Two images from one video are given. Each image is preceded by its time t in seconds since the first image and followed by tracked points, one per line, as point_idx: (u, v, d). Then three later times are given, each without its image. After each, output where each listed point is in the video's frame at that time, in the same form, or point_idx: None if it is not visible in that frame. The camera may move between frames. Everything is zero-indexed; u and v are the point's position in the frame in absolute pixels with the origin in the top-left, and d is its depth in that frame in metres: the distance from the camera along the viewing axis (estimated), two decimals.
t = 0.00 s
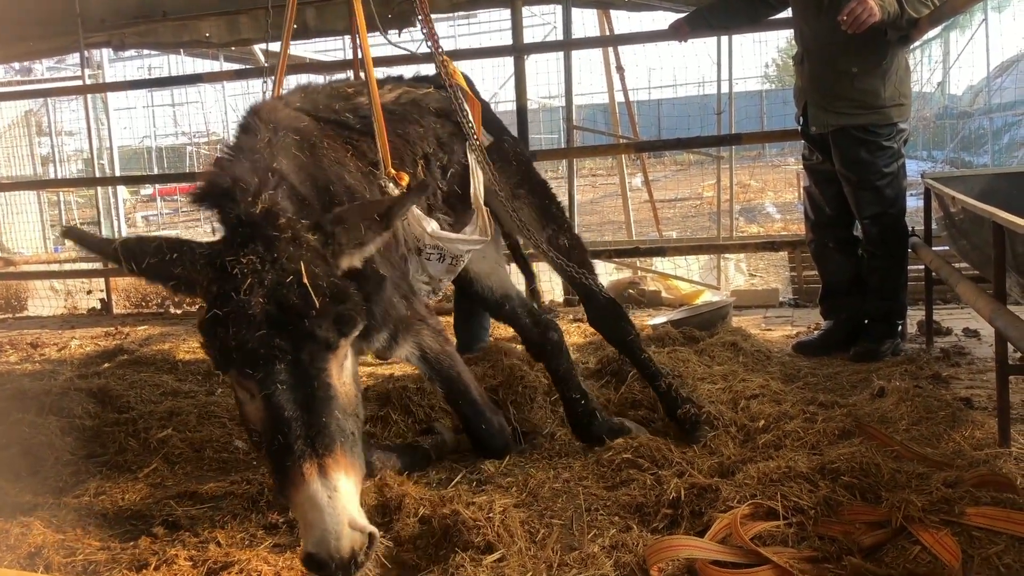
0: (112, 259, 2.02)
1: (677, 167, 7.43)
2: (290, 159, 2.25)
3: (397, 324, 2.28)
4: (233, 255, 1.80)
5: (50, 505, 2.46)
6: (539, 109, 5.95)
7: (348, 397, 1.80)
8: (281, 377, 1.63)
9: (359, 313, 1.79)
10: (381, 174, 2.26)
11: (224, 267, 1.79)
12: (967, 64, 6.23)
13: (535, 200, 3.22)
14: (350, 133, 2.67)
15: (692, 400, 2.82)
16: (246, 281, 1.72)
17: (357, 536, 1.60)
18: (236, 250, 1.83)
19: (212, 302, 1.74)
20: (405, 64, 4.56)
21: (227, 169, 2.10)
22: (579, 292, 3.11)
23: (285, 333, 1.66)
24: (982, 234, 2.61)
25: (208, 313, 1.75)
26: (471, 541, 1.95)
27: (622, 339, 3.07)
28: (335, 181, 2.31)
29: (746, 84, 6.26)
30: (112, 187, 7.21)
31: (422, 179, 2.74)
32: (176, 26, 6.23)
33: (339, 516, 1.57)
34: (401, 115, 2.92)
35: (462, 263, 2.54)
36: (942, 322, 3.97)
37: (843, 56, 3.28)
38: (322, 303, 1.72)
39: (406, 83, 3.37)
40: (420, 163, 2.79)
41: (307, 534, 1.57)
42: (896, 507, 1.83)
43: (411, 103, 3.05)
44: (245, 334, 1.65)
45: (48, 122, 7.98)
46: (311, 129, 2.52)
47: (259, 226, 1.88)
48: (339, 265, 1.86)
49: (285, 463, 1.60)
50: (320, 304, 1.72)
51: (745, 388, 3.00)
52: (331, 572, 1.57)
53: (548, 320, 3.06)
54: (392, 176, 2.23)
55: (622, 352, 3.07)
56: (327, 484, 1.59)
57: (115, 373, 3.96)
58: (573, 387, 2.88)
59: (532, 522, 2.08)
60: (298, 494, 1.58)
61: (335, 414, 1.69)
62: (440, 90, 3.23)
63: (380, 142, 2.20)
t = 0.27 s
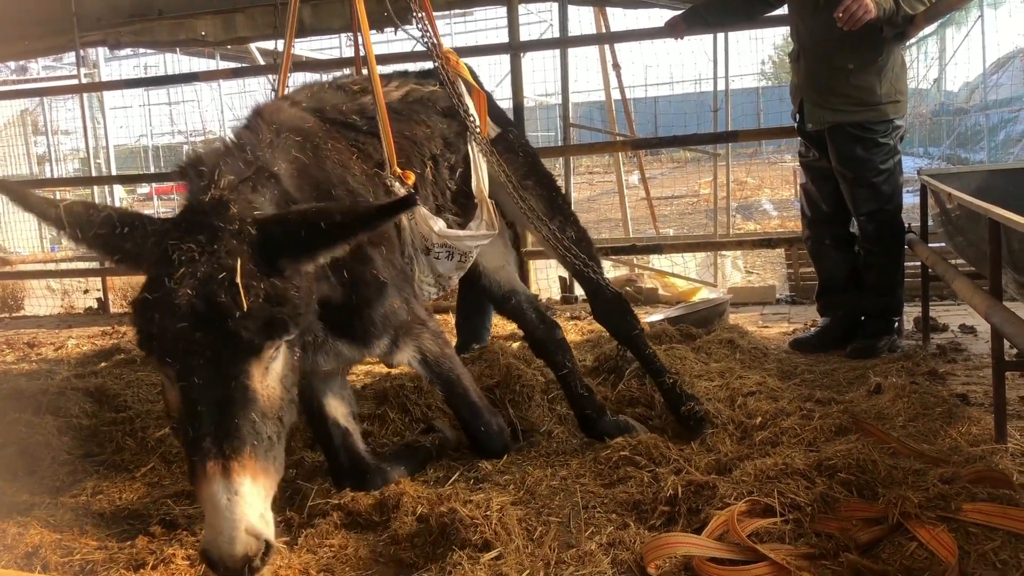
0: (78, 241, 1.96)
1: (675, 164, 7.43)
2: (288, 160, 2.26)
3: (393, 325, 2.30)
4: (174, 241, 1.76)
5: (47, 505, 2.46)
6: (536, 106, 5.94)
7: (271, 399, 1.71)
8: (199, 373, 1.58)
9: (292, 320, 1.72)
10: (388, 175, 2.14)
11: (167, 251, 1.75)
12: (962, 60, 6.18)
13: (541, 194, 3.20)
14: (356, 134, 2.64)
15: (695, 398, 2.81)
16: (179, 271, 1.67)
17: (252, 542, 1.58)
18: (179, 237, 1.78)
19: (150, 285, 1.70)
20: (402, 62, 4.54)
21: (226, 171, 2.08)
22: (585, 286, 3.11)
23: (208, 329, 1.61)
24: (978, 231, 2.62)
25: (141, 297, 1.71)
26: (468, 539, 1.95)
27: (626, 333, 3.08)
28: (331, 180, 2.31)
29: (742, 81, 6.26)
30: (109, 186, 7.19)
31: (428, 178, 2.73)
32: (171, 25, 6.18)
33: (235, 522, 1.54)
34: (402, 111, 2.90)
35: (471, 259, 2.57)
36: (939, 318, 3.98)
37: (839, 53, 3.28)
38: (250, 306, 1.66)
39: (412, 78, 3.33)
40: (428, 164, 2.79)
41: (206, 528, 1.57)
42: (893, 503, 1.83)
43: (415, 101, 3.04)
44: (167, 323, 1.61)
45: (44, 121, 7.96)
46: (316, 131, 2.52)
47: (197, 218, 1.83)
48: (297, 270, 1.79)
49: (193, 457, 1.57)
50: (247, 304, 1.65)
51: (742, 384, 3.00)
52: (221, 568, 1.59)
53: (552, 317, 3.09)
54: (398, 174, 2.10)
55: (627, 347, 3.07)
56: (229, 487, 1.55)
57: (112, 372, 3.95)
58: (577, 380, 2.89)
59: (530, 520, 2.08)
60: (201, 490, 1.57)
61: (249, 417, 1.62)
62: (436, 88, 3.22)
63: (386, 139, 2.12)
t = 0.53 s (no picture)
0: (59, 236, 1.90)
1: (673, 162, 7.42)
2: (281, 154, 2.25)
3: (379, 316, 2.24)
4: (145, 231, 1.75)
5: (43, 504, 2.45)
6: (535, 103, 5.92)
7: (243, 396, 1.64)
8: (166, 364, 1.54)
9: (264, 311, 1.67)
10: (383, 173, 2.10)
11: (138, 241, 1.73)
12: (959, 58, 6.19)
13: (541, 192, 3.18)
14: (353, 129, 2.62)
15: (701, 398, 2.78)
16: (148, 260, 1.66)
17: (220, 544, 1.48)
18: (149, 228, 1.77)
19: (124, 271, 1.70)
20: (399, 59, 4.52)
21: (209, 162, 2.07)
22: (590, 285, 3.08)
23: (174, 320, 1.57)
24: (976, 228, 2.61)
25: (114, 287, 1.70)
26: (465, 538, 1.94)
27: (634, 333, 3.03)
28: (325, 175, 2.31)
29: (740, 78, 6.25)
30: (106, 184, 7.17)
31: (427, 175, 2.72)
32: (167, 23, 6.12)
33: (202, 520, 1.45)
34: (402, 107, 2.87)
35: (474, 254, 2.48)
36: (936, 315, 3.98)
37: (836, 49, 3.27)
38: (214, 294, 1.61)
39: (414, 74, 3.30)
40: (427, 161, 2.77)
41: (173, 531, 1.48)
42: (891, 501, 1.83)
43: (419, 97, 3.01)
44: (134, 313, 1.59)
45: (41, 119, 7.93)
46: (320, 125, 2.51)
47: (170, 206, 1.82)
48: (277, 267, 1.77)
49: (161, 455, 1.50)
50: (214, 293, 1.61)
51: (740, 382, 3.00)
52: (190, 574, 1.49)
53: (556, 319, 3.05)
54: (395, 172, 2.06)
55: (634, 347, 3.03)
56: (195, 483, 1.47)
57: (109, 370, 3.94)
58: (581, 386, 2.83)
59: (527, 518, 2.08)
60: (168, 489, 1.49)
61: (220, 411, 1.55)
62: (433, 84, 3.20)
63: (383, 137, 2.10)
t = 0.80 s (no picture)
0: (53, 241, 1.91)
1: (674, 159, 7.41)
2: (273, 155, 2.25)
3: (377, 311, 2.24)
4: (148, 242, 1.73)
5: (46, 502, 2.45)
6: (536, 102, 5.90)
7: (254, 402, 1.65)
8: (174, 370, 1.54)
9: (271, 315, 1.67)
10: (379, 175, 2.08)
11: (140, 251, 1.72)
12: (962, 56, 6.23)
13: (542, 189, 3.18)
14: (348, 128, 2.61)
15: (704, 394, 2.78)
16: (153, 269, 1.65)
17: (237, 547, 1.50)
18: (154, 239, 1.76)
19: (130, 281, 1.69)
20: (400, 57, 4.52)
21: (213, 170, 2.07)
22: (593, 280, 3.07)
23: (183, 325, 1.57)
24: (979, 226, 2.61)
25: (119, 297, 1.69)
26: (468, 535, 1.95)
27: (636, 327, 3.04)
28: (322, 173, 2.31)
29: (742, 76, 6.23)
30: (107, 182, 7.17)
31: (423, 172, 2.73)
32: (168, 22, 6.17)
33: (218, 525, 1.47)
34: (400, 105, 2.87)
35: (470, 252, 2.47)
36: (939, 313, 3.98)
37: (838, 47, 3.27)
38: (223, 297, 1.61)
39: (415, 72, 3.29)
40: (423, 159, 2.77)
41: (189, 536, 1.49)
42: (894, 499, 1.83)
43: (415, 95, 3.00)
44: (141, 321, 1.58)
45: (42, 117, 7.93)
46: (315, 125, 2.51)
47: (174, 215, 1.81)
48: (276, 267, 1.77)
49: (173, 461, 1.51)
50: (221, 297, 1.61)
51: (743, 380, 3.00)
52: None
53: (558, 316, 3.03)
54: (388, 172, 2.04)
55: (636, 341, 3.05)
56: (209, 489, 1.48)
57: (111, 368, 3.94)
58: (582, 384, 2.83)
59: (530, 516, 2.08)
60: (183, 495, 1.50)
61: (231, 416, 1.56)
62: (434, 82, 3.19)
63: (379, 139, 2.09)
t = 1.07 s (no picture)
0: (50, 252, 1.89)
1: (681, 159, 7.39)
2: (276, 162, 2.27)
3: (369, 317, 2.24)
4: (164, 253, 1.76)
5: (54, 501, 2.47)
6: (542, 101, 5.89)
7: (266, 410, 1.68)
8: (190, 376, 1.55)
9: (285, 323, 1.71)
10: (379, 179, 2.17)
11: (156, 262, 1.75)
12: (969, 54, 6.20)
13: (544, 189, 3.19)
14: (346, 134, 2.62)
15: (709, 394, 2.78)
16: (170, 278, 1.67)
17: (252, 553, 1.47)
18: (169, 249, 1.78)
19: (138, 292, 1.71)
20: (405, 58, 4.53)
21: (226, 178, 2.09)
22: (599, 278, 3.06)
23: (199, 332, 1.60)
24: (986, 226, 2.60)
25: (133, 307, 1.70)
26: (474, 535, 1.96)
27: (642, 325, 3.04)
28: (319, 180, 2.33)
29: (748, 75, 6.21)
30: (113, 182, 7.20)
31: (417, 178, 2.73)
32: (174, 21, 6.06)
33: (233, 530, 1.46)
34: (406, 107, 2.89)
35: (467, 255, 2.54)
36: (946, 312, 3.97)
37: (845, 47, 3.26)
38: (240, 305, 1.65)
39: (419, 73, 3.31)
40: (420, 163, 2.78)
41: (202, 544, 1.47)
42: (901, 499, 1.83)
43: (417, 98, 3.02)
44: (158, 329, 1.60)
45: (49, 117, 7.96)
46: (311, 130, 2.52)
47: (192, 228, 1.84)
48: (287, 271, 1.79)
49: (185, 467, 1.51)
50: (238, 305, 1.65)
51: (749, 380, 2.99)
52: None
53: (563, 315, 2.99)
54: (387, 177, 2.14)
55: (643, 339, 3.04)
56: (224, 494, 1.49)
57: (118, 368, 3.96)
58: (582, 384, 2.81)
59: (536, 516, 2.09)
60: (196, 502, 1.49)
61: (245, 423, 1.57)
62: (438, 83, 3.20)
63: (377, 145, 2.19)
